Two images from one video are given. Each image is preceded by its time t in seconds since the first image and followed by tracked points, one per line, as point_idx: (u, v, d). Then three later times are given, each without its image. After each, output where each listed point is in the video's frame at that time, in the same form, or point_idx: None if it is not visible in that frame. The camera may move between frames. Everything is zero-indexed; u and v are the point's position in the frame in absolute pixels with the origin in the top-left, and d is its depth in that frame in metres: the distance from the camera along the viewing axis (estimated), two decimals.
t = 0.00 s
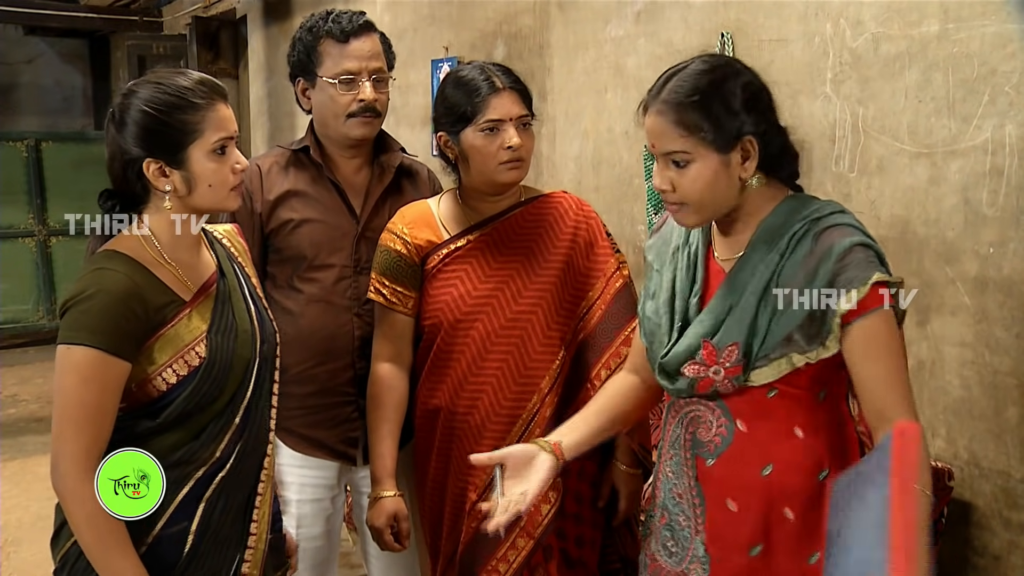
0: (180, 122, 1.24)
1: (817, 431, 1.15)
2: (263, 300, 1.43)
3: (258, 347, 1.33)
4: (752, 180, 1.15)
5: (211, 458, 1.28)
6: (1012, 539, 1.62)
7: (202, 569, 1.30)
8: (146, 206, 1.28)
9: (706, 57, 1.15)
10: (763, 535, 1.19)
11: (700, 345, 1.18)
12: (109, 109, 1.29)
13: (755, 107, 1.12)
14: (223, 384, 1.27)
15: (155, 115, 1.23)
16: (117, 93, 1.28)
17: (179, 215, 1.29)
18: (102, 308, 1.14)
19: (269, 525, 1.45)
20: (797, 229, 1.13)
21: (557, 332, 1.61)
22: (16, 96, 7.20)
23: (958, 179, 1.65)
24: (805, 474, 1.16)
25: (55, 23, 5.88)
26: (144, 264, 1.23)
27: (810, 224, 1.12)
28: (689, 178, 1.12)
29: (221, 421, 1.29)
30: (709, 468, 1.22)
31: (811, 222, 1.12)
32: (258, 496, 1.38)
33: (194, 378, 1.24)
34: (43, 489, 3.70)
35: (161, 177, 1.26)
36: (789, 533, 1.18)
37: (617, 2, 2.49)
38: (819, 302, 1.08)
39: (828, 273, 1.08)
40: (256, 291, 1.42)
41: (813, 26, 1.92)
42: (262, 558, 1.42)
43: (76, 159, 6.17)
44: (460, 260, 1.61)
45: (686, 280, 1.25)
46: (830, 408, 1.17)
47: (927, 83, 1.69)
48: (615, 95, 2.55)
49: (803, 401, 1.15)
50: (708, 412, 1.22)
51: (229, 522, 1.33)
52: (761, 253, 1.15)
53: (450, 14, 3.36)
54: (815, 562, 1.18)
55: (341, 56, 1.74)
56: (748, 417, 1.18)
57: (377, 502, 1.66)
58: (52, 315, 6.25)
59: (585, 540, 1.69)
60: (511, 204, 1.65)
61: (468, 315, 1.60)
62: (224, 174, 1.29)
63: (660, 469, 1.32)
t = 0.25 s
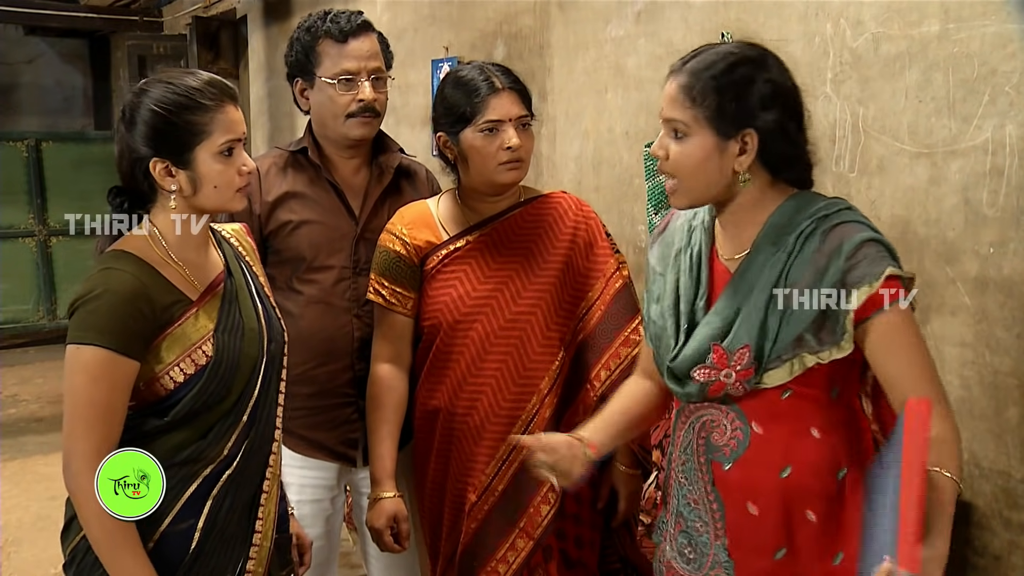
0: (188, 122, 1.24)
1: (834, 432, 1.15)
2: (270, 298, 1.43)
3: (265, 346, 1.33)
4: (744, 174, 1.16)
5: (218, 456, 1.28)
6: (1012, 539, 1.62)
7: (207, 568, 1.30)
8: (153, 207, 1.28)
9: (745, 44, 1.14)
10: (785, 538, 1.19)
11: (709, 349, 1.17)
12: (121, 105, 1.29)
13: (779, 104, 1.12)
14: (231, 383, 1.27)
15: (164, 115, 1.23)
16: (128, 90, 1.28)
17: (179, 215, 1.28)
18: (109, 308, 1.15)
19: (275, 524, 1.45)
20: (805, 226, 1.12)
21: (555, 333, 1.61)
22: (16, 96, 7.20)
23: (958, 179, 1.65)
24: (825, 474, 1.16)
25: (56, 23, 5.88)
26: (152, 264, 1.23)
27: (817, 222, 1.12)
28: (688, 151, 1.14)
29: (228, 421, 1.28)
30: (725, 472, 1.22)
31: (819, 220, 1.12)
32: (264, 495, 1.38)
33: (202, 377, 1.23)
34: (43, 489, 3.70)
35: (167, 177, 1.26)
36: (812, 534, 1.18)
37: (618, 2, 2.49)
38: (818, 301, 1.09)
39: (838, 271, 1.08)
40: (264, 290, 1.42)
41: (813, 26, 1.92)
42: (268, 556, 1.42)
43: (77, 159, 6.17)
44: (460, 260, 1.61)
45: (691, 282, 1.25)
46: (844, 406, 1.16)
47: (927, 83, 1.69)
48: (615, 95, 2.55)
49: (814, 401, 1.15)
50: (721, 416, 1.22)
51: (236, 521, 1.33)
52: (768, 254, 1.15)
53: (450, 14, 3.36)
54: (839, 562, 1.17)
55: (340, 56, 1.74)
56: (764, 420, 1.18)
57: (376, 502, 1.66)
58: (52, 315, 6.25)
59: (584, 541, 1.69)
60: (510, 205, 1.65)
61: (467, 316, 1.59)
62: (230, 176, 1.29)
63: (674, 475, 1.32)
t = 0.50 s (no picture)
0: (192, 121, 1.24)
1: (851, 437, 1.13)
2: (273, 297, 1.43)
3: (270, 346, 1.33)
4: (770, 172, 1.14)
5: (222, 456, 1.28)
6: (1012, 539, 1.62)
7: (210, 566, 1.30)
8: (156, 208, 1.28)
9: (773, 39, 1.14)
10: (800, 543, 1.17)
11: (722, 347, 1.17)
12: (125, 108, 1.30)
13: (805, 99, 1.11)
14: (235, 383, 1.27)
15: (170, 114, 1.23)
16: (133, 90, 1.29)
17: (179, 214, 1.28)
18: (113, 307, 1.15)
19: (277, 523, 1.45)
20: (828, 232, 1.11)
21: (555, 334, 1.62)
22: (16, 96, 7.21)
23: (958, 179, 1.65)
24: (842, 480, 1.14)
25: (56, 23, 5.88)
26: (156, 264, 1.23)
27: (843, 228, 1.10)
28: (716, 138, 1.13)
29: (233, 420, 1.28)
30: (740, 474, 1.19)
31: (843, 224, 1.10)
32: (268, 494, 1.39)
33: (205, 376, 1.24)
34: (43, 489, 3.70)
35: (172, 176, 1.26)
36: (827, 539, 1.16)
37: (618, 2, 2.50)
38: (819, 301, 1.09)
39: (864, 279, 1.06)
40: (267, 289, 1.42)
41: (813, 26, 1.92)
42: (270, 555, 1.42)
43: (77, 159, 6.17)
44: (460, 260, 1.61)
45: (709, 280, 1.25)
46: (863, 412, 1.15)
47: (927, 83, 1.69)
48: (615, 95, 2.56)
49: (835, 406, 1.14)
50: (737, 418, 1.20)
51: (239, 520, 1.33)
52: (790, 257, 1.13)
53: (450, 14, 3.36)
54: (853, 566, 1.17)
55: (338, 55, 1.74)
56: (781, 424, 1.15)
57: (376, 504, 1.66)
58: (52, 315, 6.26)
59: (583, 541, 1.71)
60: (509, 205, 1.65)
61: (467, 317, 1.60)
62: (235, 173, 1.28)
63: (686, 475, 1.29)
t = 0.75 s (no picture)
0: (194, 121, 1.24)
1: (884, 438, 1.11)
2: (276, 297, 1.43)
3: (273, 346, 1.33)
4: (806, 171, 1.11)
5: (227, 455, 1.28)
6: (1012, 539, 1.62)
7: (215, 565, 1.30)
8: (160, 208, 1.29)
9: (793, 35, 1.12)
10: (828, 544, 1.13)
11: (762, 347, 1.12)
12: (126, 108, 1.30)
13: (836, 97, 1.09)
14: (240, 382, 1.27)
15: (172, 113, 1.23)
16: (134, 92, 1.29)
17: (180, 214, 1.28)
18: (120, 305, 1.15)
19: (280, 522, 1.45)
20: (863, 229, 1.08)
21: (556, 334, 1.61)
22: (16, 96, 7.21)
23: (958, 179, 1.65)
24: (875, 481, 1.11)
25: (56, 23, 5.88)
26: (162, 263, 1.23)
27: (878, 225, 1.07)
28: (751, 138, 1.10)
29: (238, 419, 1.28)
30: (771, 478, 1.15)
31: (878, 222, 1.07)
32: (271, 493, 1.39)
33: (211, 375, 1.24)
34: (43, 489, 3.70)
35: (175, 176, 1.26)
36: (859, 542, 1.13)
37: (618, 2, 2.50)
38: (818, 302, 1.08)
39: (902, 274, 1.04)
40: (270, 289, 1.42)
41: (813, 26, 1.92)
42: (273, 555, 1.42)
43: (76, 159, 6.17)
44: (459, 261, 1.61)
45: (735, 280, 1.19)
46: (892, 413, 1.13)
47: (927, 83, 1.69)
48: (615, 95, 2.56)
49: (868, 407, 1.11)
50: (767, 421, 1.15)
51: (243, 518, 1.33)
52: (825, 254, 1.10)
53: (450, 15, 3.36)
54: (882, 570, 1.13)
55: (336, 55, 1.74)
56: (815, 425, 1.12)
57: (377, 504, 1.66)
58: (52, 315, 6.26)
59: (584, 542, 1.71)
60: (508, 205, 1.65)
61: (468, 318, 1.60)
62: (238, 171, 1.28)
63: (711, 477, 1.24)
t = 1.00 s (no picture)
0: (202, 124, 1.24)
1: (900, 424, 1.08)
2: (280, 297, 1.43)
3: (277, 345, 1.33)
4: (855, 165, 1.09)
5: (231, 453, 1.28)
6: (1012, 539, 1.62)
7: (218, 563, 1.30)
8: (167, 205, 1.28)
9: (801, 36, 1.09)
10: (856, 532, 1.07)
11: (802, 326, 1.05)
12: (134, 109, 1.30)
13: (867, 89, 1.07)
14: (244, 382, 1.27)
15: (180, 116, 1.23)
16: (142, 93, 1.29)
17: (181, 215, 1.28)
18: (126, 306, 1.15)
19: (283, 521, 1.46)
20: (882, 219, 1.07)
21: (557, 335, 1.61)
22: (16, 96, 7.20)
23: (958, 179, 1.65)
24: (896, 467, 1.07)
25: (56, 23, 5.87)
26: (167, 262, 1.23)
27: (895, 217, 1.06)
28: (829, 137, 1.04)
29: (243, 418, 1.28)
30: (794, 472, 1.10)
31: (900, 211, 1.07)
32: (274, 492, 1.39)
33: (216, 375, 1.24)
34: (43, 489, 3.70)
35: (183, 179, 1.26)
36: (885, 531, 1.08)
37: (618, 2, 2.50)
38: (820, 301, 1.05)
39: (920, 262, 1.03)
40: (274, 289, 1.42)
41: (813, 26, 1.92)
42: (275, 554, 1.42)
43: (77, 159, 6.17)
44: (460, 261, 1.61)
45: (760, 280, 1.10)
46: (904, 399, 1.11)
47: (927, 82, 1.69)
48: (615, 95, 2.56)
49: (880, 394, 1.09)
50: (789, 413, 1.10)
51: (245, 517, 1.33)
52: (848, 242, 1.07)
53: (450, 15, 3.36)
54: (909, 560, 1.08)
55: (334, 54, 1.74)
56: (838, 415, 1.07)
57: (378, 504, 1.65)
58: (52, 315, 6.26)
59: (584, 542, 1.71)
60: (511, 205, 1.65)
61: (468, 318, 1.60)
62: (245, 175, 1.28)
63: (734, 483, 1.16)
